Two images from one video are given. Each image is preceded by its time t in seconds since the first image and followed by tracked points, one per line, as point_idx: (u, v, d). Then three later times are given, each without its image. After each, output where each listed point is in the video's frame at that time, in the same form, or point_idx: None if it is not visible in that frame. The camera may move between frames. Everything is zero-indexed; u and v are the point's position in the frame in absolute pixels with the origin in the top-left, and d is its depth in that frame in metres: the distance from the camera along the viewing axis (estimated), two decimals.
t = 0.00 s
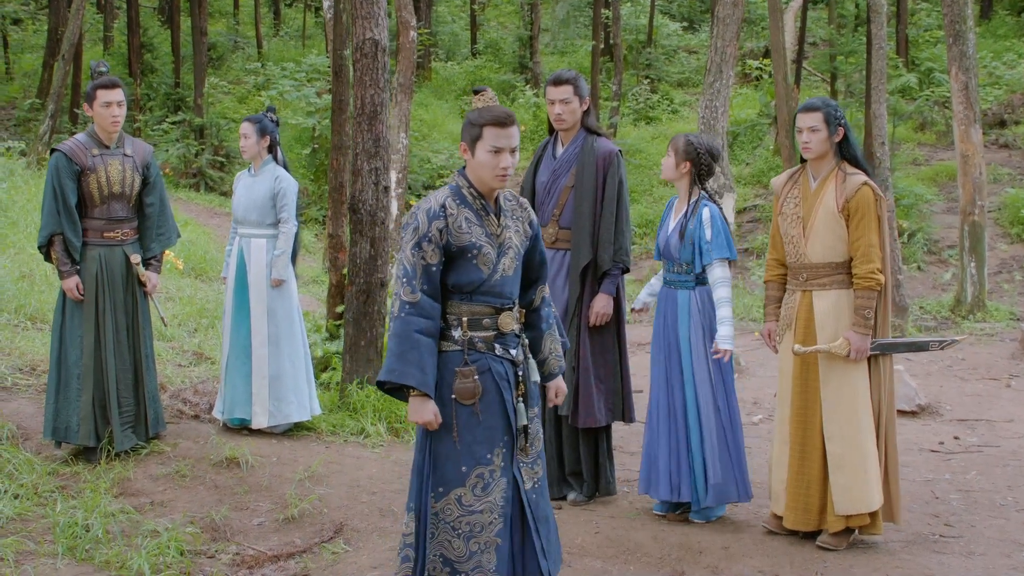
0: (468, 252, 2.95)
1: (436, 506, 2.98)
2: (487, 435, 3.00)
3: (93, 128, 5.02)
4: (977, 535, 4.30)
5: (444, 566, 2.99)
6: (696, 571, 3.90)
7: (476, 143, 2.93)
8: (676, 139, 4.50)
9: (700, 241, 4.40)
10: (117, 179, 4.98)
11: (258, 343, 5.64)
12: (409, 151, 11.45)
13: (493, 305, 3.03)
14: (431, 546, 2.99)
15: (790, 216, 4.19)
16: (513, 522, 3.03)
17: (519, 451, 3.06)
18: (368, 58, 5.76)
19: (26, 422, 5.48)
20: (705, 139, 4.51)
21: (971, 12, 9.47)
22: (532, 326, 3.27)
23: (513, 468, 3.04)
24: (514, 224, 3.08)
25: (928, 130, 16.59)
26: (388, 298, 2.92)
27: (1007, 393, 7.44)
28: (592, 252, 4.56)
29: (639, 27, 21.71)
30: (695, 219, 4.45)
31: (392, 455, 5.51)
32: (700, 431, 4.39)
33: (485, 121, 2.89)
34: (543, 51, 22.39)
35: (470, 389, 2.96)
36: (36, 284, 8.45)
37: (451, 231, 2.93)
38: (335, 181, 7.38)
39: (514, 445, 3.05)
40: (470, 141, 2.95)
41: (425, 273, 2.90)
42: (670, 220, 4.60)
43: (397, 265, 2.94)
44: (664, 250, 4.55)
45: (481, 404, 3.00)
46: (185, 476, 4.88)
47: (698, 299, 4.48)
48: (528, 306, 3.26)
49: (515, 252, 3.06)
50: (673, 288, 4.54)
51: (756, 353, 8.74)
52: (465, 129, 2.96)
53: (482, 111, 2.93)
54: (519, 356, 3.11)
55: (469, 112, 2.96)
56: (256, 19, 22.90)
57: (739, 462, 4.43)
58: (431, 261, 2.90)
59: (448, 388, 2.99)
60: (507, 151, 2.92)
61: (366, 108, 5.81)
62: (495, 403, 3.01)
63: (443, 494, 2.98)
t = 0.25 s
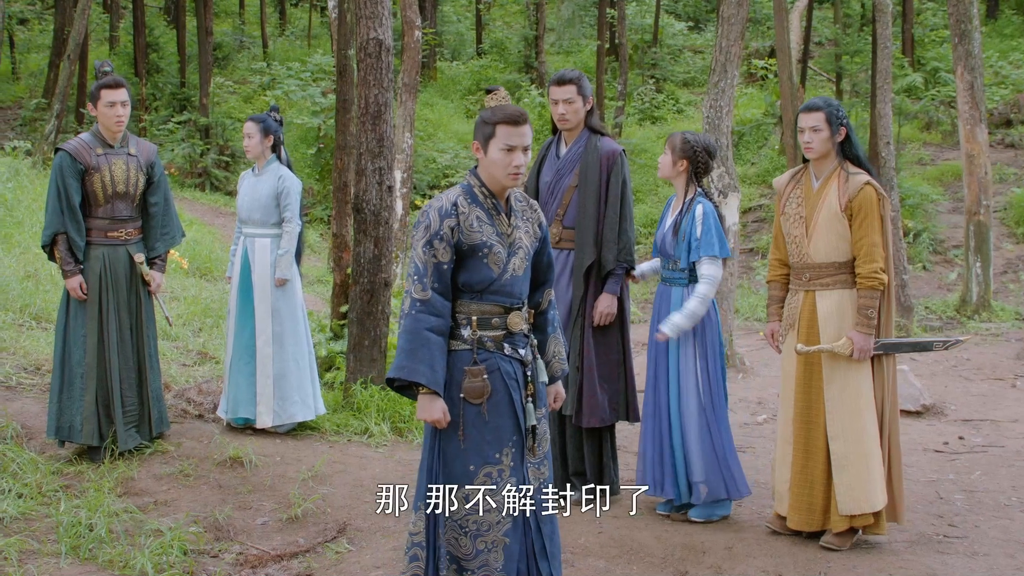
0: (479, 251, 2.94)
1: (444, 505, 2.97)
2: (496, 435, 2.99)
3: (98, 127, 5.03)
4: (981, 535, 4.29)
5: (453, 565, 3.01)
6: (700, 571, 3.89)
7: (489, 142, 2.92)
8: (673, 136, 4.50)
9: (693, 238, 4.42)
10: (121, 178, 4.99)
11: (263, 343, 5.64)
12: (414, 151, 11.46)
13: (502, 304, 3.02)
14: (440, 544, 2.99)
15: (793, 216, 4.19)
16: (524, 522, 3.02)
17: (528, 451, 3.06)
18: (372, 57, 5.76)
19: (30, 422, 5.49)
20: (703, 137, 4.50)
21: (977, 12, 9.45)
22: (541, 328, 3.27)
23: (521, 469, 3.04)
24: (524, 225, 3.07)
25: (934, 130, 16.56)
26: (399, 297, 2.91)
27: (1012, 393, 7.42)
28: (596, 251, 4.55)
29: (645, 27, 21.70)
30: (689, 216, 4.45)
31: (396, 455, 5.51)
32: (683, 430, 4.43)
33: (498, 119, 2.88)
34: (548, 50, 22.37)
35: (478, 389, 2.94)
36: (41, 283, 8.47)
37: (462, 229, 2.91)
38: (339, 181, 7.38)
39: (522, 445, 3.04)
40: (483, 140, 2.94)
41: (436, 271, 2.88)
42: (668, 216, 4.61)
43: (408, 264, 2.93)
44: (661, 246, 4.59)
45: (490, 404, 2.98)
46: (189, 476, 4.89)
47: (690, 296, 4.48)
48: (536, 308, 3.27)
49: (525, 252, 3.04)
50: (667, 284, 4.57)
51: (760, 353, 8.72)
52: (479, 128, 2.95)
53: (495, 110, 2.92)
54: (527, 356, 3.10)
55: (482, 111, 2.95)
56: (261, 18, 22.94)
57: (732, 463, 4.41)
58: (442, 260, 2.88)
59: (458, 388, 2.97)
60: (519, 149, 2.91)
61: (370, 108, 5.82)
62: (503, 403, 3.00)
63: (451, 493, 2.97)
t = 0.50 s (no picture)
0: (488, 251, 2.93)
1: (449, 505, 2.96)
2: (502, 435, 2.99)
3: (101, 127, 5.04)
4: (984, 535, 4.28)
5: (459, 566, 3.00)
6: (702, 571, 3.89)
7: (500, 141, 2.91)
8: (678, 137, 4.49)
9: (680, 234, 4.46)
10: (124, 178, 5.00)
11: (266, 343, 5.64)
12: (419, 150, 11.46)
13: (510, 305, 3.01)
14: (447, 544, 2.97)
15: (794, 216, 4.17)
16: (530, 523, 3.01)
17: (534, 452, 3.07)
18: (375, 57, 5.76)
19: (34, 422, 5.50)
20: (710, 138, 4.49)
21: (982, 12, 9.42)
22: (547, 331, 3.28)
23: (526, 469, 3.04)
24: (533, 226, 3.07)
25: (939, 130, 16.54)
26: (408, 295, 2.90)
27: (1017, 393, 7.40)
28: (600, 251, 4.55)
29: (649, 27, 21.68)
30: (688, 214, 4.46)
31: (398, 455, 5.51)
32: (668, 430, 4.46)
33: (510, 118, 2.88)
34: (553, 50, 22.35)
35: (486, 389, 2.93)
36: (46, 283, 8.49)
37: (472, 228, 2.90)
38: (342, 180, 7.38)
39: (528, 446, 3.05)
40: (494, 139, 2.93)
41: (445, 270, 2.88)
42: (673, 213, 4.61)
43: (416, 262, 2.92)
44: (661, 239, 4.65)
45: (498, 404, 2.98)
46: (192, 476, 4.89)
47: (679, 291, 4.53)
48: (543, 310, 3.26)
49: (533, 254, 3.04)
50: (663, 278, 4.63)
51: (764, 353, 8.71)
52: (490, 127, 2.95)
53: (507, 109, 2.92)
54: (534, 357, 3.10)
55: (493, 110, 2.94)
56: (266, 18, 22.97)
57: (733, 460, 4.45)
58: (451, 258, 2.87)
59: (465, 387, 2.96)
60: (531, 149, 2.92)
61: (373, 108, 5.82)
62: (510, 403, 3.00)
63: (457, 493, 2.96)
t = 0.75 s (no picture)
0: (492, 251, 2.93)
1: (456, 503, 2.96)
2: (507, 435, 2.98)
3: (104, 127, 5.04)
4: (987, 536, 4.27)
5: (465, 567, 2.99)
6: (704, 571, 3.88)
7: (508, 141, 2.91)
8: (680, 137, 4.50)
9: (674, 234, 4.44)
10: (127, 178, 5.00)
11: (269, 342, 5.64)
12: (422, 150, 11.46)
13: (513, 305, 3.01)
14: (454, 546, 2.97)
15: (796, 216, 4.17)
16: (533, 522, 3.02)
17: (536, 452, 3.08)
18: (377, 57, 5.76)
19: (37, 421, 5.51)
20: (712, 140, 4.48)
21: (986, 11, 9.40)
22: (550, 333, 3.27)
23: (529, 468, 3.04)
24: (537, 228, 3.07)
25: (943, 130, 16.52)
26: (412, 293, 2.89)
27: (1021, 393, 7.38)
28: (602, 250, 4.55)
29: (654, 26, 21.67)
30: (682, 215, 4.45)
31: (400, 455, 5.51)
32: (669, 429, 4.46)
33: (517, 118, 2.88)
34: (557, 50, 22.35)
35: (491, 388, 2.92)
36: (49, 283, 8.50)
37: (477, 228, 2.90)
38: (344, 180, 7.37)
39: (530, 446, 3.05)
40: (501, 139, 2.93)
41: (450, 269, 2.87)
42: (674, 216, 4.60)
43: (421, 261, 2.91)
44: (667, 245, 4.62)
45: (502, 403, 2.97)
46: (194, 475, 4.90)
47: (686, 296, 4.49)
48: (545, 311, 3.25)
49: (537, 255, 3.04)
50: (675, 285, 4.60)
51: (768, 353, 8.70)
52: (497, 127, 2.94)
53: (515, 109, 2.91)
54: (536, 357, 3.09)
55: (502, 110, 2.94)
56: (270, 18, 22.99)
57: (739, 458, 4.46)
58: (456, 258, 2.87)
59: (470, 388, 2.96)
60: (539, 149, 2.91)
61: (375, 107, 5.81)
62: (515, 403, 3.00)
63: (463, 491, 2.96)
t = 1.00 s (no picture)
0: (486, 252, 2.92)
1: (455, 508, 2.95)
2: (504, 437, 2.97)
3: (104, 127, 5.04)
4: (986, 535, 4.26)
5: (464, 570, 2.98)
6: (703, 571, 3.88)
7: (501, 141, 2.92)
8: (669, 139, 4.51)
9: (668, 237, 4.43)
10: (126, 177, 5.00)
11: (269, 342, 5.64)
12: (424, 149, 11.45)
13: (508, 305, 3.01)
14: (453, 550, 2.97)
15: (795, 216, 4.16)
16: (531, 524, 3.02)
17: (534, 452, 3.07)
18: (377, 57, 5.76)
19: (36, 421, 5.51)
20: (700, 141, 4.48)
21: (988, 11, 9.39)
22: (541, 331, 3.26)
23: (527, 470, 3.04)
24: (527, 227, 3.07)
25: (945, 129, 16.51)
26: (408, 297, 2.88)
27: (1022, 393, 7.37)
28: (604, 251, 4.54)
29: (655, 26, 21.66)
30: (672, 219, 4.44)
31: (400, 455, 5.50)
32: (668, 430, 4.45)
33: (513, 119, 2.88)
34: (559, 49, 22.33)
35: (489, 391, 2.91)
36: (50, 283, 8.50)
37: (471, 229, 2.90)
38: (345, 180, 7.37)
39: (526, 448, 3.05)
40: (494, 140, 2.92)
41: (445, 271, 2.86)
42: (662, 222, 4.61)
43: (415, 264, 2.90)
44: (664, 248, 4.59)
45: (499, 405, 2.96)
46: (193, 475, 4.90)
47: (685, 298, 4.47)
48: (536, 311, 3.25)
49: (529, 254, 3.04)
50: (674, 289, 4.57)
51: (769, 353, 8.69)
52: (490, 127, 2.94)
53: (510, 109, 2.92)
54: (531, 358, 3.09)
55: (495, 110, 2.94)
56: (272, 18, 22.99)
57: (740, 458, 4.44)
58: (451, 260, 2.86)
59: (468, 390, 2.95)
60: (532, 150, 2.92)
61: (375, 107, 5.81)
62: (512, 405, 2.99)
63: (461, 496, 2.96)
